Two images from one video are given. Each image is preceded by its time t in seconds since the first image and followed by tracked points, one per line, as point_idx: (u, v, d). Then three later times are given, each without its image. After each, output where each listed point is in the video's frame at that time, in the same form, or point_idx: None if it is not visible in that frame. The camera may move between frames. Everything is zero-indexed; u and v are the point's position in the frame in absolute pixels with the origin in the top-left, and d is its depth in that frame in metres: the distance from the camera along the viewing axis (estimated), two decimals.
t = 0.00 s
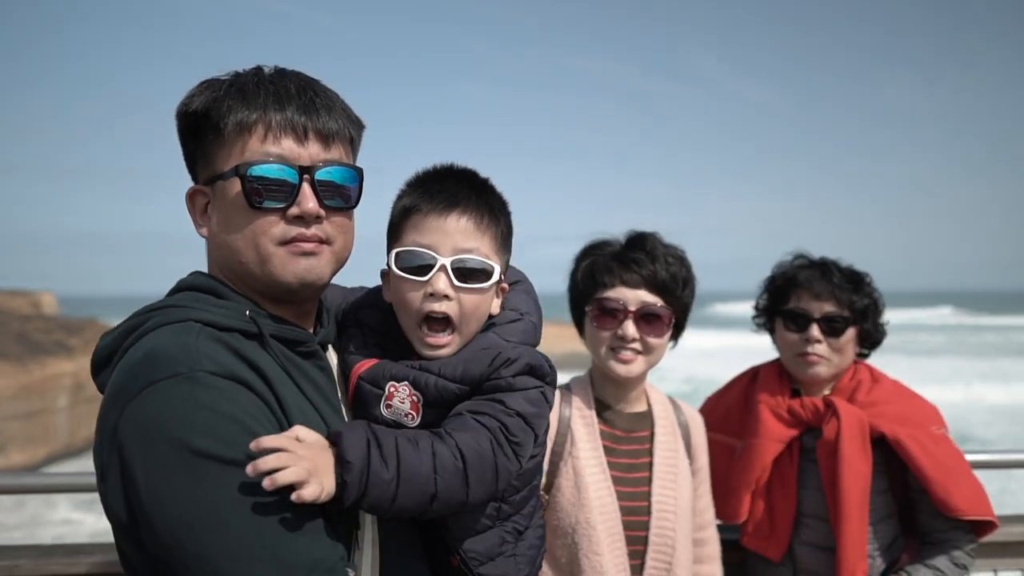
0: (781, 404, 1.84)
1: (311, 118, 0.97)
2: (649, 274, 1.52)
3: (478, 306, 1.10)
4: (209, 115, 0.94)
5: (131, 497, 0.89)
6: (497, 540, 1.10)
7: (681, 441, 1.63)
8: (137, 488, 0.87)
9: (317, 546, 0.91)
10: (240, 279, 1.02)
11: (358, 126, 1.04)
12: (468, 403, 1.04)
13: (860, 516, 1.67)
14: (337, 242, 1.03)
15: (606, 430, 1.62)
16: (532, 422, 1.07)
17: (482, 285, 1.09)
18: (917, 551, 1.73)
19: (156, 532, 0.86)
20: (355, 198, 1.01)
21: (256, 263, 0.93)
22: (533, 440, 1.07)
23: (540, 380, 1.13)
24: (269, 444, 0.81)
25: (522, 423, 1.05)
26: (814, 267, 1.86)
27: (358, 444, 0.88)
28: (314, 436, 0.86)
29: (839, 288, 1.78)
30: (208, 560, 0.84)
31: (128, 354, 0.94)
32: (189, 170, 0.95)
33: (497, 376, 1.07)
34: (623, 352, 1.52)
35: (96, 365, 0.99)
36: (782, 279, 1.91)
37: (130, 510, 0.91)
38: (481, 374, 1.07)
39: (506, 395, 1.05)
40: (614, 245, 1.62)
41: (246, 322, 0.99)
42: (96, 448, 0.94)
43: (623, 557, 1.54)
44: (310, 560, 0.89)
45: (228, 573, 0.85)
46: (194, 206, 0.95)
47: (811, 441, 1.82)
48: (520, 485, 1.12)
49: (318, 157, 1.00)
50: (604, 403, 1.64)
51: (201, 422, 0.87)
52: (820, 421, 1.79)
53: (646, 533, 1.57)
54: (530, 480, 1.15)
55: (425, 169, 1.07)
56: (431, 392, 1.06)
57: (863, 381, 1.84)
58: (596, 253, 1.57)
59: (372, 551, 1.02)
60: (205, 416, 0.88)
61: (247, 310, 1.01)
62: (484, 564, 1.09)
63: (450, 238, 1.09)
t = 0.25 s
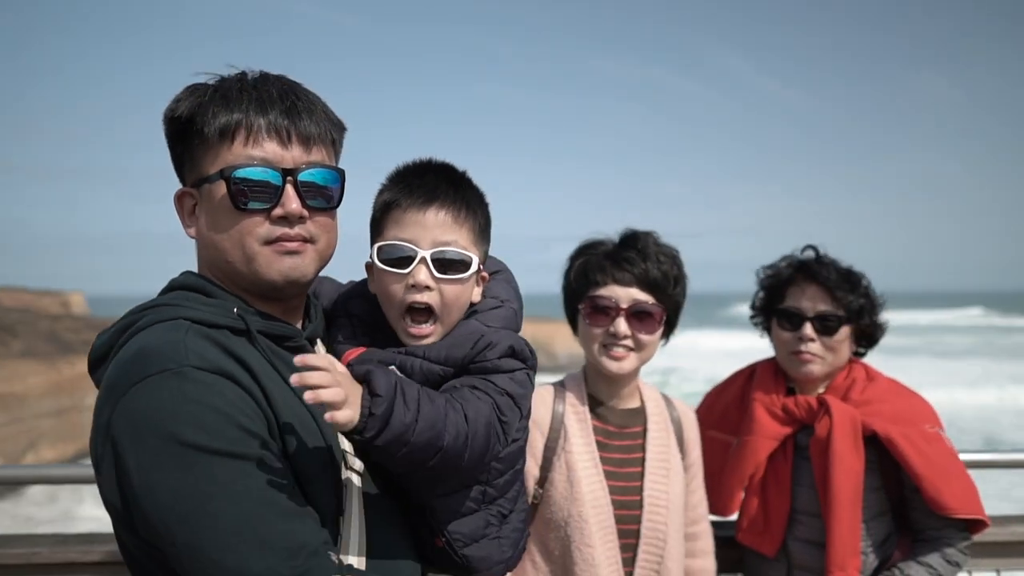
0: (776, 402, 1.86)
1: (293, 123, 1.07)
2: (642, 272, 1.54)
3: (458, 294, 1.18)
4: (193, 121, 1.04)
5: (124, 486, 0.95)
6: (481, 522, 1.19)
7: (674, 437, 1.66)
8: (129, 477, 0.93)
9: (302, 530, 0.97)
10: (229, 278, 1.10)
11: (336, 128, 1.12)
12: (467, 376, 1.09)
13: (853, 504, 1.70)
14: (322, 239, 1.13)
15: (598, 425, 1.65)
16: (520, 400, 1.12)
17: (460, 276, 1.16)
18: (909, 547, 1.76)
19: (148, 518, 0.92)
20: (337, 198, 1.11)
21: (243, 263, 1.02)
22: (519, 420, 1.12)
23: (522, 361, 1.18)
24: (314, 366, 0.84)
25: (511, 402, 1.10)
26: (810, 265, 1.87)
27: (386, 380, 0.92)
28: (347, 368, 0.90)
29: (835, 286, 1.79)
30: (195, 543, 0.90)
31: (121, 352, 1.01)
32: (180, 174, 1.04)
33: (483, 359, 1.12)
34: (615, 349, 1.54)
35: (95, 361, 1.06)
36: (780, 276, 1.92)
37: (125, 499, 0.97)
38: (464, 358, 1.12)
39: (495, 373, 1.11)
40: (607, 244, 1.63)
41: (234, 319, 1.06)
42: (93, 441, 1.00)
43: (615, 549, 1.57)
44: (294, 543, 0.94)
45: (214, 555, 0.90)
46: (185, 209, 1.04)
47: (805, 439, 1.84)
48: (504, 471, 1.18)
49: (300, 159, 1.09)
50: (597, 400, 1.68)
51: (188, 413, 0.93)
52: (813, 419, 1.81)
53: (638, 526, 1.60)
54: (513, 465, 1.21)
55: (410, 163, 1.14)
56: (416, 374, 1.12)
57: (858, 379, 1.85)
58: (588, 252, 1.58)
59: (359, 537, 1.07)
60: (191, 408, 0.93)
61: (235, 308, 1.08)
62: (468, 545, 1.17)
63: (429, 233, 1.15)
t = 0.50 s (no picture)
0: (771, 397, 1.88)
1: (281, 127, 1.17)
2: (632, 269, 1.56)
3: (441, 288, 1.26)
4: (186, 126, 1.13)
5: (127, 471, 1.01)
6: (471, 505, 1.23)
7: (666, 429, 1.69)
8: (130, 462, 0.99)
9: (294, 511, 1.02)
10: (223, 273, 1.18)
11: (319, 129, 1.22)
12: (455, 367, 1.16)
13: (849, 495, 1.72)
14: (311, 235, 1.22)
15: (592, 417, 1.69)
16: (502, 395, 1.18)
17: (443, 269, 1.23)
18: (904, 539, 1.77)
19: (148, 499, 0.98)
20: (324, 196, 1.19)
21: (237, 260, 1.11)
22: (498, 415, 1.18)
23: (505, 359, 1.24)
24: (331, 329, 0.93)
25: (492, 397, 1.17)
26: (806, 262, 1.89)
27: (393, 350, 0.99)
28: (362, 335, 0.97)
29: (829, 284, 1.81)
30: (192, 523, 0.96)
31: (123, 345, 1.07)
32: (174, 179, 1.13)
33: (468, 352, 1.19)
34: (608, 342, 1.58)
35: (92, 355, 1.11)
36: (777, 273, 1.94)
37: (128, 482, 1.03)
38: (450, 350, 1.18)
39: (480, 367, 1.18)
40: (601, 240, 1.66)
41: (229, 313, 1.12)
42: (98, 429, 1.07)
43: (608, 539, 1.61)
44: (287, 522, 1.00)
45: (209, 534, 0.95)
46: (180, 208, 1.12)
47: (800, 433, 1.86)
48: (490, 455, 1.22)
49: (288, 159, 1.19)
50: (590, 392, 1.71)
51: (184, 402, 0.98)
52: (807, 414, 1.83)
53: (631, 517, 1.64)
54: (501, 449, 1.26)
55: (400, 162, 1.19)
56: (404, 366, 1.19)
57: (853, 375, 1.87)
58: (582, 248, 1.60)
59: (352, 506, 1.15)
60: (186, 397, 0.99)
61: (230, 302, 1.14)
62: (458, 526, 1.22)
63: (411, 231, 1.19)
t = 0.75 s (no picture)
0: (766, 389, 1.91)
1: (277, 125, 1.26)
2: (624, 262, 1.61)
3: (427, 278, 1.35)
4: (186, 126, 1.22)
5: (137, 448, 1.08)
6: (459, 486, 1.31)
7: (657, 419, 1.74)
8: (140, 437, 1.06)
9: (295, 485, 1.10)
10: (223, 263, 1.25)
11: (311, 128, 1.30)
12: (419, 374, 1.28)
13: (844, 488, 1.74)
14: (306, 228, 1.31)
15: (584, 407, 1.72)
16: (472, 397, 1.29)
17: (428, 261, 1.32)
18: (896, 530, 1.80)
19: (158, 474, 1.05)
20: (318, 191, 1.29)
21: (237, 251, 1.20)
22: (472, 411, 1.29)
23: (484, 356, 1.36)
24: (247, 407, 1.03)
25: (461, 398, 1.28)
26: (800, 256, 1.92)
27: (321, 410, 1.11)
28: (284, 402, 1.09)
29: (820, 278, 1.85)
30: (200, 493, 1.03)
31: (133, 330, 1.14)
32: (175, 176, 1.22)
33: (445, 349, 1.31)
34: (601, 333, 1.62)
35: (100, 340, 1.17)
36: (772, 268, 1.97)
37: (138, 458, 1.10)
38: (433, 345, 1.32)
39: (452, 367, 1.29)
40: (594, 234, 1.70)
41: (231, 301, 1.19)
42: (109, 408, 1.14)
43: (601, 525, 1.66)
44: (288, 494, 1.08)
45: (216, 504, 1.03)
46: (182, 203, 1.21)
47: (794, 425, 1.89)
48: (476, 438, 1.31)
49: (283, 155, 1.28)
50: (584, 383, 1.74)
51: (192, 381, 1.05)
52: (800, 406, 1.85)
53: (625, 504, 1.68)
54: (487, 433, 1.34)
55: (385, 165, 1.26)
56: (390, 360, 1.31)
57: (847, 367, 1.89)
58: (576, 242, 1.64)
59: (346, 495, 1.21)
60: (194, 377, 1.06)
61: (231, 291, 1.21)
62: (448, 506, 1.30)
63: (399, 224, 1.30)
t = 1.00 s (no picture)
0: (759, 379, 1.95)
1: (277, 122, 1.33)
2: (613, 253, 1.68)
3: (413, 265, 1.47)
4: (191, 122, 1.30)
5: (145, 425, 1.15)
6: (449, 464, 1.42)
7: (647, 405, 1.79)
8: (148, 415, 1.14)
9: (292, 463, 1.17)
10: (224, 252, 1.33)
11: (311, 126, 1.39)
12: (406, 358, 1.36)
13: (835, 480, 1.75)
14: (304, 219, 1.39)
15: (576, 395, 1.77)
16: (458, 378, 1.40)
17: (413, 249, 1.44)
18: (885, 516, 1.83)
19: (164, 449, 1.13)
20: (316, 184, 1.36)
21: (239, 241, 1.28)
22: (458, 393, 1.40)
23: (473, 341, 1.49)
24: (240, 412, 1.12)
25: (447, 379, 1.39)
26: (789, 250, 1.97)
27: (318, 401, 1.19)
28: (282, 401, 1.17)
29: (810, 270, 1.89)
30: (201, 468, 1.10)
31: (140, 316, 1.21)
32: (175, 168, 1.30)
33: (435, 333, 1.43)
34: (591, 325, 1.69)
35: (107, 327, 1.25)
36: (763, 260, 2.01)
37: (145, 435, 1.17)
38: (422, 329, 1.42)
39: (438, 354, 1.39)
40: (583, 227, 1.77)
41: (234, 288, 1.26)
42: (118, 390, 1.22)
43: (593, 509, 1.71)
44: (286, 472, 1.15)
45: (217, 478, 1.10)
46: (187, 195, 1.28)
47: (786, 414, 1.92)
48: (463, 419, 1.43)
49: (282, 150, 1.35)
50: (576, 372, 1.79)
51: (196, 363, 1.13)
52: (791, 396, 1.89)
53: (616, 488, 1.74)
54: (475, 415, 1.46)
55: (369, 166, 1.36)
56: (382, 344, 1.42)
57: (839, 358, 1.93)
58: (565, 236, 1.71)
59: (344, 475, 1.29)
60: (198, 359, 1.13)
61: (234, 278, 1.28)
62: (438, 483, 1.40)
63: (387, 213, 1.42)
